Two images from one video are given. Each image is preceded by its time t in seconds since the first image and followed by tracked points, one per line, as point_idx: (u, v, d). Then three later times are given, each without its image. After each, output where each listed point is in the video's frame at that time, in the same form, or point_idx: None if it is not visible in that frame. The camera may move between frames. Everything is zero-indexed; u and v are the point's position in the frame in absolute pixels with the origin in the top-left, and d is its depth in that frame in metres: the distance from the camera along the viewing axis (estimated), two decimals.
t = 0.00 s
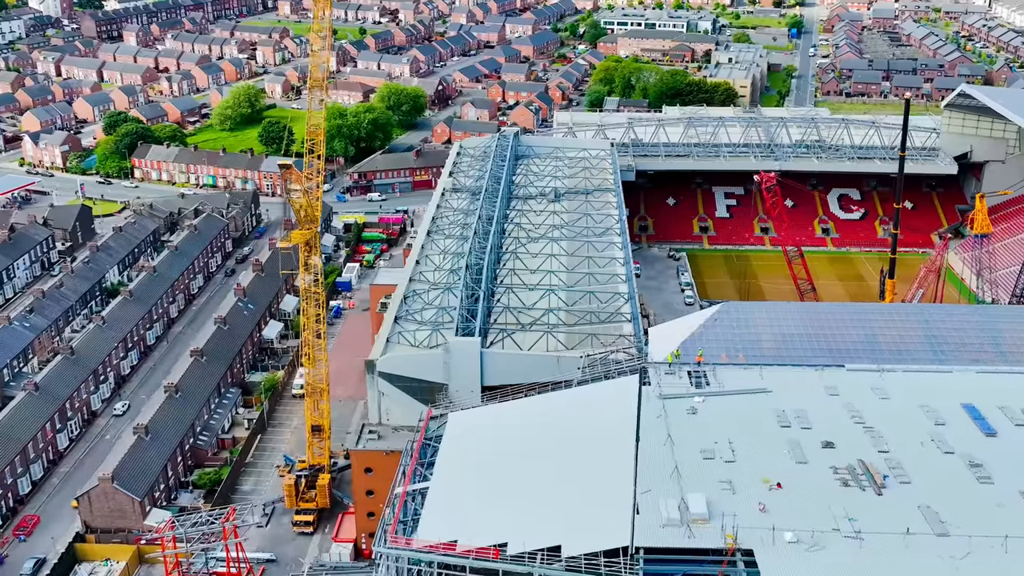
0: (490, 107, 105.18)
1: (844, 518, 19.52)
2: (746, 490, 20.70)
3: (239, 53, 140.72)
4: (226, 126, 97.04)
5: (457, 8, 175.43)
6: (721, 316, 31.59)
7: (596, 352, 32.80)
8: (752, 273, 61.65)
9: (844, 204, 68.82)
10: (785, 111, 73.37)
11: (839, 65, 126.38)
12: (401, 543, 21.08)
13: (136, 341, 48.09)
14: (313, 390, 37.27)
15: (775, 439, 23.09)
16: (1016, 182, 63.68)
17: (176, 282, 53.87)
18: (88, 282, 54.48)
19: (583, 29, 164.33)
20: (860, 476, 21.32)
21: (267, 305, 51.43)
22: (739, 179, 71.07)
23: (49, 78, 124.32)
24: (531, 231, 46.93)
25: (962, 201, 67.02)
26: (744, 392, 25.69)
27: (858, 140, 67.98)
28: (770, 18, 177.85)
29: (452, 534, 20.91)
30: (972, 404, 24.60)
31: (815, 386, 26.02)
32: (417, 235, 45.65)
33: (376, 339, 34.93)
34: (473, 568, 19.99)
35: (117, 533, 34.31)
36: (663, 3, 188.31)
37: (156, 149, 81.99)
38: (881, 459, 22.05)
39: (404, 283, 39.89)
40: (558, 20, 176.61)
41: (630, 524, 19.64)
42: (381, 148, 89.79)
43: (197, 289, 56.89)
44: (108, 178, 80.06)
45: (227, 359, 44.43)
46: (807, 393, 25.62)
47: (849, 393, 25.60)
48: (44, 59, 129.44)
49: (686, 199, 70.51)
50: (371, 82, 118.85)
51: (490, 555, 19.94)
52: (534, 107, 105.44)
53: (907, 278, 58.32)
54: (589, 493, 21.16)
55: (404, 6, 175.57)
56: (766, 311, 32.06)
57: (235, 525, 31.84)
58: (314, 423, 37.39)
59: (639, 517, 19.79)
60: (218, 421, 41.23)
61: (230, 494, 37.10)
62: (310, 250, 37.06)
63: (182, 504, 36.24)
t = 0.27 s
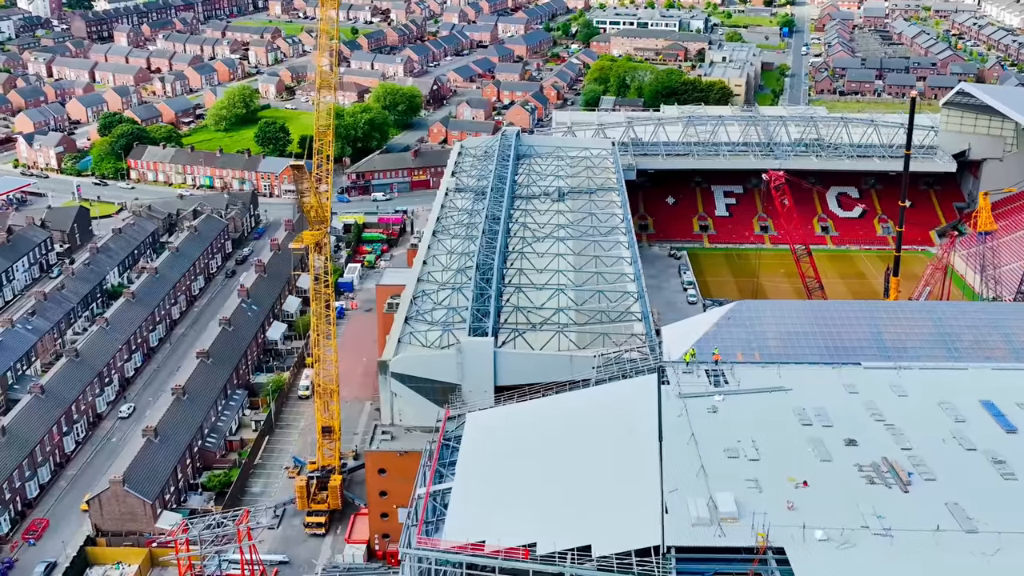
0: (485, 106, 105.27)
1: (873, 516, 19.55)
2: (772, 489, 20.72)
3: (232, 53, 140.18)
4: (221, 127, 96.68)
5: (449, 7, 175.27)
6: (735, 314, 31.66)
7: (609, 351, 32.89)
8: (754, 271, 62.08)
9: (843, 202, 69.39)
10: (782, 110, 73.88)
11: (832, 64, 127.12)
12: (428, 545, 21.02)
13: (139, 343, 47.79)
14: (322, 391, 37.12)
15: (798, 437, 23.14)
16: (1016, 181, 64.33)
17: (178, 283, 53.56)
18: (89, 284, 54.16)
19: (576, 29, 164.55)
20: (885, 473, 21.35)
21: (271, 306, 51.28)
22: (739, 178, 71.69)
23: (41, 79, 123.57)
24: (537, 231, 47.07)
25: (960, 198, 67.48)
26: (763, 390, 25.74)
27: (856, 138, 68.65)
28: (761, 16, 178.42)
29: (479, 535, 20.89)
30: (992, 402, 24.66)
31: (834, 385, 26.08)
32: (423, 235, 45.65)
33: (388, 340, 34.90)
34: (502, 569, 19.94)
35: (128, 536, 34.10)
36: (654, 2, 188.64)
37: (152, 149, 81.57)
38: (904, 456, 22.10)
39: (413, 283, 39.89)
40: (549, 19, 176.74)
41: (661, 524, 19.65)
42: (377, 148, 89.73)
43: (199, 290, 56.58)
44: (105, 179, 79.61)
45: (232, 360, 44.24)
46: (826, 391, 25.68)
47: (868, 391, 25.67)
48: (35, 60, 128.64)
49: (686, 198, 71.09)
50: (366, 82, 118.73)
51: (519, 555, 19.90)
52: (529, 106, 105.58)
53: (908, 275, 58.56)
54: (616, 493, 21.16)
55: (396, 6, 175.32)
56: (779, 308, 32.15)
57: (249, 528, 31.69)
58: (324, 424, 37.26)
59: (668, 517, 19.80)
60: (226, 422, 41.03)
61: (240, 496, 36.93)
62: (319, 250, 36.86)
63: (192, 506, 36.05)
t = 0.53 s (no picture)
0: (475, 106, 105.28)
1: (895, 511, 19.60)
2: (793, 486, 20.76)
3: (217, 53, 139.31)
4: (209, 128, 96.12)
5: (434, 7, 174.96)
6: (743, 312, 31.67)
7: (616, 350, 33.02)
8: (749, 269, 62.48)
9: (835, 200, 69.86)
10: (774, 109, 74.30)
11: (819, 62, 128.07)
12: (450, 545, 20.98)
13: (136, 346, 47.36)
14: (326, 392, 36.98)
15: (814, 434, 23.22)
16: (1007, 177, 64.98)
17: (173, 285, 53.14)
18: (83, 287, 53.68)
19: (561, 28, 164.79)
20: (903, 469, 21.41)
21: (268, 307, 51.04)
22: (731, 176, 72.12)
23: (24, 81, 122.33)
24: (537, 230, 47.20)
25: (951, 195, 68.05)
26: (776, 388, 25.84)
27: (848, 136, 69.28)
28: (745, 15, 179.19)
29: (501, 535, 20.87)
30: (1003, 396, 24.80)
31: (845, 381, 26.20)
32: (423, 235, 45.65)
33: (394, 341, 34.87)
34: (526, 569, 19.93)
35: (133, 540, 33.77)
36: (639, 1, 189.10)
37: (142, 151, 80.97)
38: (921, 452, 22.19)
39: (416, 283, 39.91)
40: (535, 19, 176.85)
41: (686, 522, 19.66)
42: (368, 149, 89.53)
43: (194, 292, 56.16)
44: (94, 181, 78.94)
45: (232, 362, 43.97)
46: (838, 388, 25.78)
47: (880, 387, 25.79)
48: (18, 62, 127.34)
49: (679, 197, 71.50)
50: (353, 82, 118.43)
51: (544, 555, 19.91)
52: (519, 105, 105.69)
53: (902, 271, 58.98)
54: (637, 492, 21.16)
55: (381, 5, 174.85)
56: (786, 305, 32.33)
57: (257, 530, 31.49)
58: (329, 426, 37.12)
59: (692, 515, 19.82)
60: (227, 425, 40.77)
61: (244, 498, 36.71)
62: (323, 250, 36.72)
63: (196, 510, 35.79)
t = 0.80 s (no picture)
0: (424, 106, 104.86)
1: (878, 497, 19.92)
2: (777, 476, 20.99)
3: (158, 55, 136.56)
4: (154, 131, 94.22)
5: (377, 7, 173.76)
6: (711, 306, 31.97)
7: (587, 347, 33.15)
8: (705, 264, 63.26)
9: (786, 193, 71.00)
10: (723, 104, 75.29)
11: (762, 58, 130.37)
12: (438, 546, 20.85)
13: (91, 355, 46.19)
14: (293, 396, 36.47)
15: (793, 424, 23.51)
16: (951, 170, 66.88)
17: (126, 292, 51.95)
18: (32, 296, 52.22)
19: (506, 27, 165.03)
20: (882, 456, 21.79)
21: (226, 313, 50.25)
22: (684, 172, 72.91)
23: None
24: (498, 228, 47.21)
25: (898, 186, 69.82)
26: (750, 379, 26.14)
27: (798, 131, 70.56)
28: (688, 12, 181.28)
29: (489, 535, 20.78)
30: (971, 382, 25.40)
31: (818, 372, 26.62)
32: (385, 236, 45.37)
33: (362, 343, 34.58)
34: (517, 567, 19.87)
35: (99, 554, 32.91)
36: None
37: (86, 156, 79.04)
38: (897, 439, 22.60)
39: (380, 284, 39.65)
40: (479, 17, 176.76)
41: (674, 516, 19.76)
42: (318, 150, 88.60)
43: (147, 298, 54.96)
44: (36, 188, 76.84)
45: (192, 369, 43.17)
46: (811, 379, 26.17)
47: (851, 377, 26.25)
48: None
49: (633, 193, 72.12)
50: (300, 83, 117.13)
51: (534, 553, 19.89)
52: (468, 104, 105.55)
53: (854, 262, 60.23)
54: (623, 488, 21.22)
55: (324, 5, 173.12)
56: (753, 298, 32.77)
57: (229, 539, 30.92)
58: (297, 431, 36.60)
59: (680, 508, 19.92)
60: (190, 433, 40.00)
61: (211, 507, 36.04)
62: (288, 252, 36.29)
63: (162, 520, 35.04)
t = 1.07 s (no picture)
0: (369, 107, 104.16)
1: (857, 485, 20.34)
2: (757, 467, 21.30)
3: (91, 59, 133.24)
4: (92, 137, 91.92)
5: (316, 7, 171.92)
6: (676, 302, 32.30)
7: (555, 345, 33.25)
8: (659, 260, 63.97)
9: (734, 188, 72.09)
10: (669, 101, 76.16)
11: (702, 55, 132.37)
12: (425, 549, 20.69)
13: (41, 367, 44.87)
14: (257, 403, 35.88)
15: (767, 415, 23.90)
16: (891, 163, 68.84)
17: (74, 302, 50.59)
18: None
19: (447, 26, 164.74)
20: (856, 444, 22.26)
21: (179, 320, 49.31)
22: (633, 169, 73.59)
23: None
24: (456, 229, 47.06)
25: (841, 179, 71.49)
26: (721, 373, 26.50)
27: (744, 126, 71.75)
28: (626, 10, 182.94)
29: (475, 535, 20.73)
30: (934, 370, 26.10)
31: (787, 363, 27.10)
32: (342, 238, 44.91)
33: (328, 347, 34.23)
34: (506, 567, 19.84)
35: (62, 570, 32.05)
36: None
37: (23, 163, 76.76)
38: (868, 427, 23.13)
39: (341, 287, 39.24)
40: (419, 17, 176.10)
41: (660, 510, 19.91)
42: (263, 153, 87.40)
43: (96, 307, 53.59)
44: None
45: (148, 379, 42.28)
46: (781, 370, 26.64)
47: (819, 367, 26.79)
48: None
49: (584, 191, 72.60)
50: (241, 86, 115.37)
51: (523, 552, 19.88)
52: (413, 104, 105.11)
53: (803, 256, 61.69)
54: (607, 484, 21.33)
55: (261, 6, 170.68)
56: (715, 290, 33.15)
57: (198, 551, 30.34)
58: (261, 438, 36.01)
59: (666, 502, 20.09)
60: (149, 443, 39.17)
61: (175, 518, 35.33)
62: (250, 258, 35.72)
63: (125, 533, 34.25)
